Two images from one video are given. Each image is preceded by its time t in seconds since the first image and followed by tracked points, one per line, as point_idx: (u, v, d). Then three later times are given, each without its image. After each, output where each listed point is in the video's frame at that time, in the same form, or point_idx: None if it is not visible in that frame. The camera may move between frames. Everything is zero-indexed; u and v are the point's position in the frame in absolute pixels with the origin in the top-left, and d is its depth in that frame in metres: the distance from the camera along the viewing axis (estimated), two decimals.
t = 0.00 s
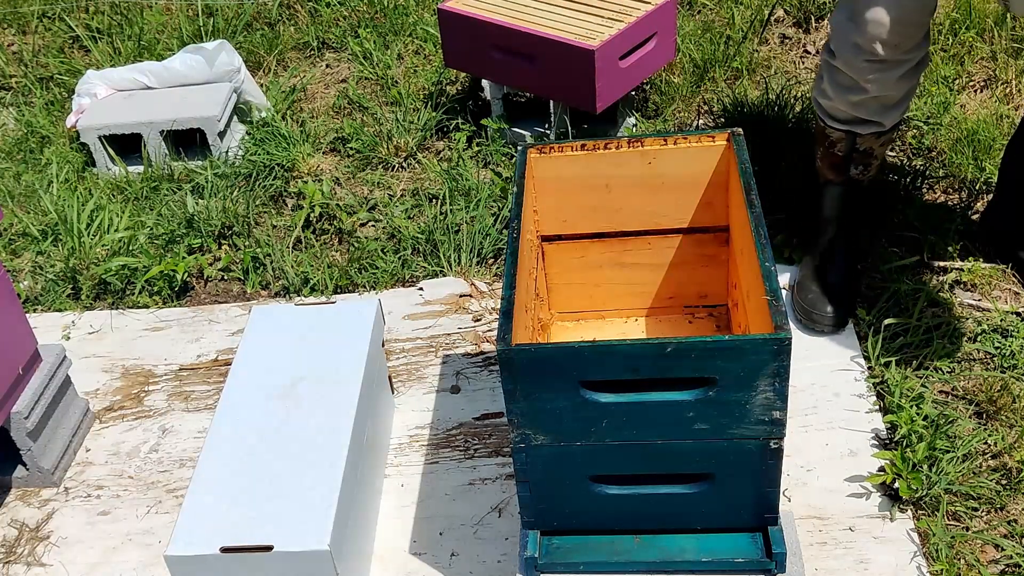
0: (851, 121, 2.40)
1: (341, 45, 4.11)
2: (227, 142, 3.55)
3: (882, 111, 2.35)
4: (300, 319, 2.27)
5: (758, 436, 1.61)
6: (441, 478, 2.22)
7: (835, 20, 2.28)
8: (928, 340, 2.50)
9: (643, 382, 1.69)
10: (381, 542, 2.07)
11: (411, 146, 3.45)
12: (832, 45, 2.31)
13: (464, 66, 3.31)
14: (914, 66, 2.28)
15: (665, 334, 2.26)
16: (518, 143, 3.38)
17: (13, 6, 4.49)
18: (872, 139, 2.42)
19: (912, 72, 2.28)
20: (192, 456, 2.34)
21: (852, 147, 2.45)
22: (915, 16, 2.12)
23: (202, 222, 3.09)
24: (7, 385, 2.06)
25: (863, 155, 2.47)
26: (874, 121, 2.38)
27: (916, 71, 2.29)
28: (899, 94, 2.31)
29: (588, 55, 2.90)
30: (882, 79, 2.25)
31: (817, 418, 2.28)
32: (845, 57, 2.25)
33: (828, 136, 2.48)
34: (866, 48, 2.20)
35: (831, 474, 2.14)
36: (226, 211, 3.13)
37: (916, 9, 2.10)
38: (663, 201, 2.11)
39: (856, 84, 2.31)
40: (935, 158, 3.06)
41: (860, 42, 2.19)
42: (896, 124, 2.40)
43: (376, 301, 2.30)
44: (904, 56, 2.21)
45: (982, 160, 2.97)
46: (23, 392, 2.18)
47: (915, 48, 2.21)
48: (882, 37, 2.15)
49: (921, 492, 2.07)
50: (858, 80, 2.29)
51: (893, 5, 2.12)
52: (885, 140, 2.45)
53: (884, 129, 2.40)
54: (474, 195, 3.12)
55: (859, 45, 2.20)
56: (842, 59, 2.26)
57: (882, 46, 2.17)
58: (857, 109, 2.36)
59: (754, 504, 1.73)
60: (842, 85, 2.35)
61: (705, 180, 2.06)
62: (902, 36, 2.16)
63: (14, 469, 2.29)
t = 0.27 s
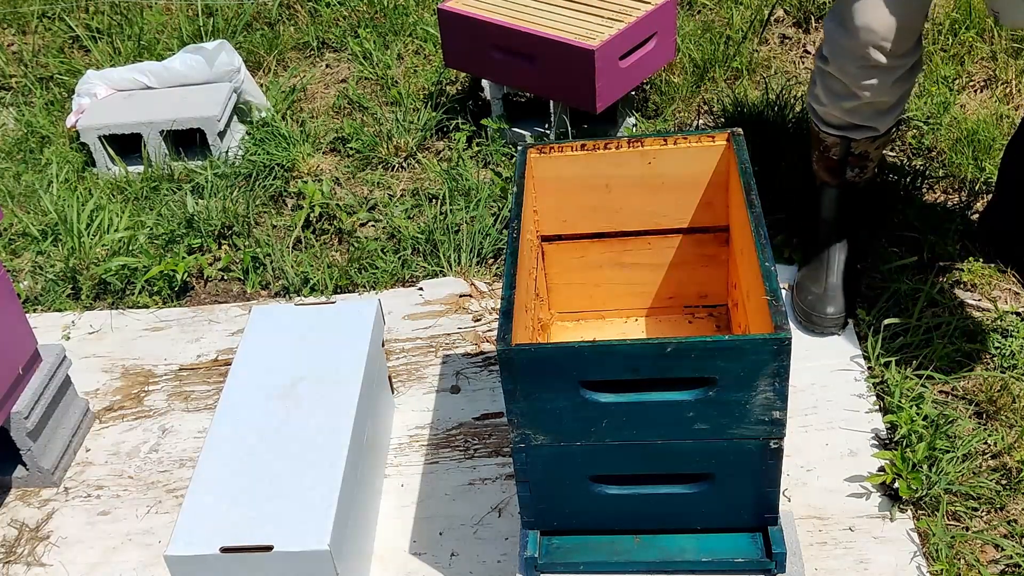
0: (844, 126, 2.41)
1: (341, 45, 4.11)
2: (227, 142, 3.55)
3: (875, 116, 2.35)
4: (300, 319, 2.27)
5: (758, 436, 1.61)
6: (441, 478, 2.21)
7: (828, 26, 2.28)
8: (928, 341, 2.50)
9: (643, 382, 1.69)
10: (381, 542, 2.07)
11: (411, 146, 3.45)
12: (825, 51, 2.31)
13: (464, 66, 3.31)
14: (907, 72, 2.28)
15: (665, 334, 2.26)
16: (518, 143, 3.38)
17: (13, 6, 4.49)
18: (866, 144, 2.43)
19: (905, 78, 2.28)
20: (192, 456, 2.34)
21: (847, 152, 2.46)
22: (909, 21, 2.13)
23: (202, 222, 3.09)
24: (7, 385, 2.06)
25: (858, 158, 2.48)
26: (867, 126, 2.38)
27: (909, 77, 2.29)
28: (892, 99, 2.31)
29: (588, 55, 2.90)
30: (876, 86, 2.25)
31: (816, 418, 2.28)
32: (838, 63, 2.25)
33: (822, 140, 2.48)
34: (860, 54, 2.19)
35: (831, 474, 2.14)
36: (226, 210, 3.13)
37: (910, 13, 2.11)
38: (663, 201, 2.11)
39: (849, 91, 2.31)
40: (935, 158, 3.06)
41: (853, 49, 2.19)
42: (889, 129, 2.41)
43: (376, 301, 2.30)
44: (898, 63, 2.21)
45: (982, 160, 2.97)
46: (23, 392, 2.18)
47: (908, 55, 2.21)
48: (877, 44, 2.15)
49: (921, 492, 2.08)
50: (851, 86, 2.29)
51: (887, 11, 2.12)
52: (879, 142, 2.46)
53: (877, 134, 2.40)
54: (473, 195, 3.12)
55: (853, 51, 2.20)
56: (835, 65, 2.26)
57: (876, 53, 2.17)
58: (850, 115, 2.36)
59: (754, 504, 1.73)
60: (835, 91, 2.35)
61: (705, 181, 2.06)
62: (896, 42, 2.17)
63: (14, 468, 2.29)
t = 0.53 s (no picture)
0: (854, 128, 2.40)
1: (341, 45, 4.11)
2: (227, 142, 3.55)
3: (886, 118, 2.35)
4: (300, 319, 2.27)
5: (758, 436, 1.61)
6: (441, 478, 2.22)
7: (842, 28, 2.26)
8: (928, 341, 2.50)
9: (643, 382, 1.69)
10: (381, 542, 2.07)
11: (411, 146, 3.45)
12: (838, 53, 2.29)
13: (465, 66, 3.31)
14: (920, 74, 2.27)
15: (665, 334, 2.26)
16: (518, 143, 3.38)
17: (13, 6, 4.49)
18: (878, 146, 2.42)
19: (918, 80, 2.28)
20: (192, 456, 2.34)
21: (856, 154, 2.44)
22: (925, 25, 2.11)
23: (202, 222, 3.09)
24: (7, 385, 2.06)
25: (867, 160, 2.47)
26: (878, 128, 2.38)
27: (921, 79, 2.28)
28: (904, 102, 2.31)
29: (588, 55, 2.90)
30: (890, 89, 2.24)
31: (816, 418, 2.28)
32: (853, 66, 2.24)
33: (831, 142, 2.47)
34: (874, 58, 2.18)
35: (831, 474, 2.14)
36: (226, 210, 3.13)
37: (926, 17, 2.10)
38: (663, 201, 2.11)
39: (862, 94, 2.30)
40: (935, 158, 3.06)
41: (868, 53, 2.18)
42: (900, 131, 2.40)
43: (376, 301, 2.30)
44: (912, 66, 2.20)
45: (982, 160, 2.97)
46: (23, 392, 2.18)
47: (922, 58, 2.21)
48: (892, 49, 2.14)
49: (921, 492, 2.08)
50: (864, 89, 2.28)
51: (904, 14, 2.09)
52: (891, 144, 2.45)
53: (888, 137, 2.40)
54: (473, 195, 3.12)
55: (867, 55, 2.19)
56: (848, 68, 2.25)
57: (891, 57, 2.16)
58: (862, 118, 2.35)
59: (754, 504, 1.73)
60: (847, 92, 2.34)
61: (705, 181, 2.06)
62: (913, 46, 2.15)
63: (14, 468, 2.29)
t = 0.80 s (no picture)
0: (874, 125, 2.40)
1: (341, 45, 4.11)
2: (227, 142, 3.55)
3: (908, 116, 2.35)
4: (300, 319, 2.27)
5: (758, 436, 1.61)
6: (441, 478, 2.21)
7: (869, 23, 2.26)
8: (928, 341, 2.50)
9: (642, 382, 1.69)
10: (381, 542, 2.07)
11: (411, 146, 3.45)
12: (864, 48, 2.29)
13: (465, 66, 3.31)
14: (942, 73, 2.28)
15: (664, 334, 2.26)
16: (518, 143, 3.38)
17: (13, 6, 4.49)
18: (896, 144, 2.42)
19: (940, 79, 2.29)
20: (192, 456, 2.34)
21: (871, 151, 2.45)
22: (956, 23, 2.13)
23: (202, 222, 3.09)
24: (7, 385, 2.06)
25: (880, 159, 2.48)
26: (897, 126, 2.38)
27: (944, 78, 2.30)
28: (926, 100, 2.31)
29: (588, 55, 2.90)
30: (916, 86, 2.25)
31: (816, 418, 2.28)
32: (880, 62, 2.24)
33: (847, 138, 2.47)
34: (904, 54, 2.19)
35: (831, 474, 2.14)
36: (226, 210, 3.13)
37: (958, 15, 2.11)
38: (663, 201, 2.11)
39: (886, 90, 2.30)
40: (935, 157, 3.06)
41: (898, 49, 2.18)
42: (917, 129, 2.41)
43: (376, 301, 2.30)
44: (936, 64, 2.21)
45: (982, 160, 2.97)
46: (23, 392, 2.18)
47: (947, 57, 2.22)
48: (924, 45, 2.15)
49: (921, 492, 2.08)
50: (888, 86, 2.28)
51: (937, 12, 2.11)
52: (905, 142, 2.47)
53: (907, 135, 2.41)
54: (473, 195, 3.12)
55: (896, 51, 2.19)
56: (873, 63, 2.25)
57: (919, 55, 2.17)
58: (883, 114, 2.36)
59: (754, 504, 1.73)
60: (870, 88, 2.34)
61: (705, 181, 2.06)
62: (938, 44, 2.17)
63: (14, 468, 2.29)
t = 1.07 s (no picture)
0: (864, 106, 2.39)
1: (341, 45, 4.11)
2: (227, 142, 3.55)
3: (900, 97, 2.34)
4: (300, 319, 2.27)
5: (757, 436, 1.61)
6: (441, 478, 2.22)
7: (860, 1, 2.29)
8: (928, 341, 2.50)
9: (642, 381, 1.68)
10: (381, 542, 2.07)
11: (411, 146, 3.45)
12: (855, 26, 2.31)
13: (465, 66, 3.31)
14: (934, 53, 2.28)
15: (664, 334, 2.26)
16: (518, 143, 3.38)
17: (13, 5, 4.48)
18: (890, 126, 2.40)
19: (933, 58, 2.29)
20: (192, 456, 2.34)
21: (867, 137, 2.45)
22: None
23: (202, 222, 3.09)
24: (7, 385, 2.06)
25: (878, 147, 2.47)
26: (890, 107, 2.37)
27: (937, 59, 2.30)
28: (917, 80, 2.30)
29: (588, 55, 2.90)
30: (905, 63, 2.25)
31: (817, 418, 2.28)
32: (868, 38, 2.25)
33: (843, 123, 2.47)
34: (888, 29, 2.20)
35: (831, 474, 2.14)
36: (226, 210, 3.13)
37: None
38: (662, 201, 2.11)
39: (874, 67, 2.31)
40: (935, 158, 3.06)
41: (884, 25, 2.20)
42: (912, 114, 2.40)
43: (376, 301, 2.30)
44: (925, 41, 2.21)
45: (982, 160, 2.97)
46: (23, 392, 2.18)
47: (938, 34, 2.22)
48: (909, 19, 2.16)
49: (921, 492, 2.08)
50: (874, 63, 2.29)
51: None
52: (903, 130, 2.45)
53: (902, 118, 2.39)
54: (473, 195, 3.12)
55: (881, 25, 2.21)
56: (857, 37, 2.28)
57: (902, 27, 2.18)
58: (872, 93, 2.35)
59: (754, 504, 1.73)
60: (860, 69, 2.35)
61: (705, 181, 2.06)
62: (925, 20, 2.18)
63: (14, 468, 2.29)
